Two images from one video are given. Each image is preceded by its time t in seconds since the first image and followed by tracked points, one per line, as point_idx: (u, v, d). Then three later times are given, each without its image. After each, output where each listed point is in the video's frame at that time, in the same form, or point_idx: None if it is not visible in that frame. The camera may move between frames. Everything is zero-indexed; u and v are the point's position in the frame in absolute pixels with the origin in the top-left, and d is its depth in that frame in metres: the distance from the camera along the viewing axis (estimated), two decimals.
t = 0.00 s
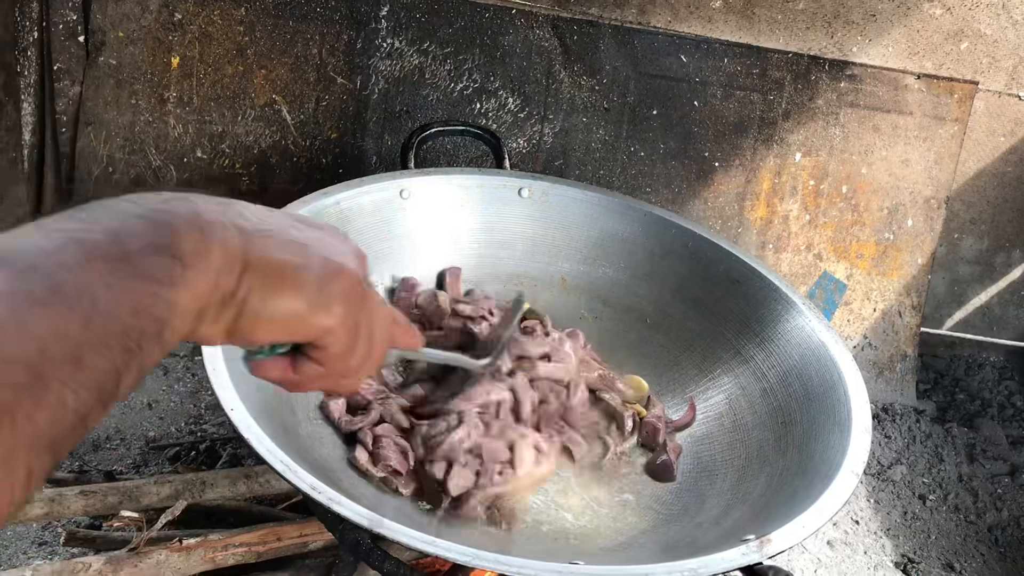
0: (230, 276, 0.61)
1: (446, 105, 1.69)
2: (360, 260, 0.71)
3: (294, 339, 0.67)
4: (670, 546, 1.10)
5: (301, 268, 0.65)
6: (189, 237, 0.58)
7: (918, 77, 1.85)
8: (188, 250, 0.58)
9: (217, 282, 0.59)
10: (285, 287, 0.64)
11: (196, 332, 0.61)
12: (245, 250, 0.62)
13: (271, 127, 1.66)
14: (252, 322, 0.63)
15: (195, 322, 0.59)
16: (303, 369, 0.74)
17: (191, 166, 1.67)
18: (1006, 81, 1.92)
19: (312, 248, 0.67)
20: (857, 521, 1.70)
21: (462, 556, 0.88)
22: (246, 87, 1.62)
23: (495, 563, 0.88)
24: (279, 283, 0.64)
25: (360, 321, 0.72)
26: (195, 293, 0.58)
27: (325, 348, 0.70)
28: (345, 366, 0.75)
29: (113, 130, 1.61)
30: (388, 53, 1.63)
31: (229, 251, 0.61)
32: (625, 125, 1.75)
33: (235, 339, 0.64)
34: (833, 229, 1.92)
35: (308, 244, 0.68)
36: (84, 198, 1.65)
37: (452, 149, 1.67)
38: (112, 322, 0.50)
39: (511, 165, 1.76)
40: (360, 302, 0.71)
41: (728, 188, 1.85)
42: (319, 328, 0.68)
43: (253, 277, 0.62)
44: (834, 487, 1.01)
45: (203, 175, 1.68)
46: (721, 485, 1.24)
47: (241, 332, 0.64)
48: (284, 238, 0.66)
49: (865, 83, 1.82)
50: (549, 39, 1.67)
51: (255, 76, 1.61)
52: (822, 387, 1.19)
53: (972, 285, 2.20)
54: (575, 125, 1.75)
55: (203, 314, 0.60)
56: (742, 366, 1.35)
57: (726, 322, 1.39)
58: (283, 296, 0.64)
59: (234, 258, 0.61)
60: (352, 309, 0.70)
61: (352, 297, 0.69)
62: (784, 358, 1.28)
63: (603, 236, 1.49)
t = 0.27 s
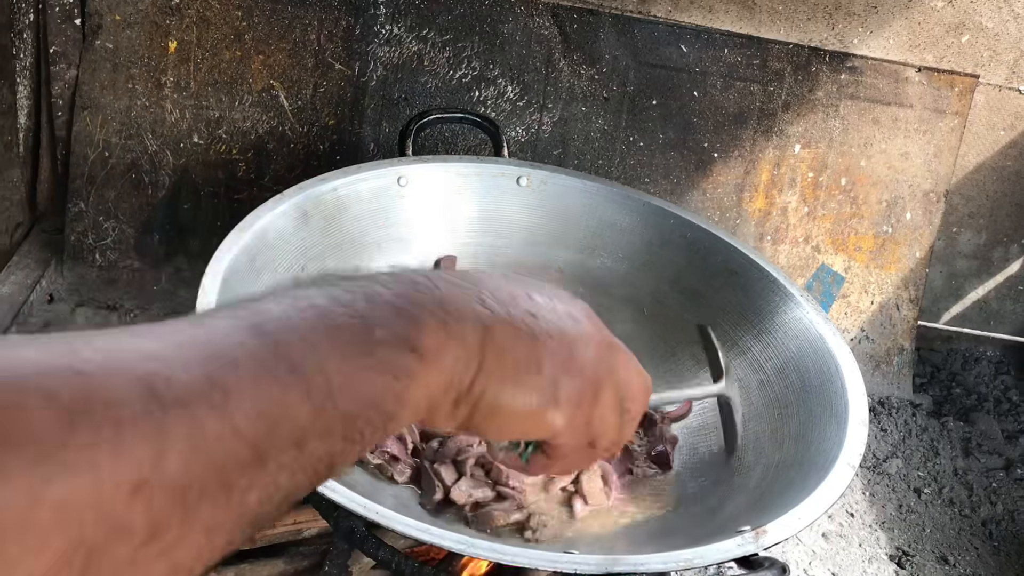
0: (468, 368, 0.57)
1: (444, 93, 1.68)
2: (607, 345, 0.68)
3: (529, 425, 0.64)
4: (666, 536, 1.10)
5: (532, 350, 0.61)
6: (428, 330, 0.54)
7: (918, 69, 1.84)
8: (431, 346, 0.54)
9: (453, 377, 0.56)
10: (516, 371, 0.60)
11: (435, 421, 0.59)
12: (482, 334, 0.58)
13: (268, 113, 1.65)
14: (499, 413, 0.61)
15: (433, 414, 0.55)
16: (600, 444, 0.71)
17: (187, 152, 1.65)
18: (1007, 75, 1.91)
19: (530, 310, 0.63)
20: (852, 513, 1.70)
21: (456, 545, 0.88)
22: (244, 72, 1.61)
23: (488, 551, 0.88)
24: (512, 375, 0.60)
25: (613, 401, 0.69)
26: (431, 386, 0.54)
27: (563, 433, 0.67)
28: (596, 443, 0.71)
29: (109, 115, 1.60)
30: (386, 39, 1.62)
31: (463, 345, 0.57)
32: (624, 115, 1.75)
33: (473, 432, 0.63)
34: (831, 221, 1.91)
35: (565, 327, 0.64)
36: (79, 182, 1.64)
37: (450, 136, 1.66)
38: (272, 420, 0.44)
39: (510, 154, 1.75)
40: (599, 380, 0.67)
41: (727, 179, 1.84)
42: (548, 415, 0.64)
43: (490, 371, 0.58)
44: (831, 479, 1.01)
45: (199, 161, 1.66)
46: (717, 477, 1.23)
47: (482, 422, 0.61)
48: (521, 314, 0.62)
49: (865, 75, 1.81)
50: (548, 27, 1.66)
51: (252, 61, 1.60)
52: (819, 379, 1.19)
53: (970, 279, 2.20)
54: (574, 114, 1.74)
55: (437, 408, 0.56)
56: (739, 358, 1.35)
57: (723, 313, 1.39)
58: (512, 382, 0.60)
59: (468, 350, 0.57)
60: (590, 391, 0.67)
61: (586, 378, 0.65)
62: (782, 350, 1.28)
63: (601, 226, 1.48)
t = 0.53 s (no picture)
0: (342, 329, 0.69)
1: (443, 78, 1.67)
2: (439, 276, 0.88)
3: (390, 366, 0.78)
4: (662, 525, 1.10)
5: (333, 282, 0.72)
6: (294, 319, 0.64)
7: (919, 59, 1.83)
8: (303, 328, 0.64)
9: (338, 337, 0.68)
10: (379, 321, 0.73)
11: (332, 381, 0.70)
12: (335, 297, 0.70)
13: (264, 97, 1.64)
14: (373, 360, 0.73)
15: (287, 379, 0.61)
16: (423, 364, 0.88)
17: (182, 135, 1.64)
18: (1008, 66, 1.90)
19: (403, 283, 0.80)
20: (847, 503, 1.71)
21: (453, 531, 0.88)
22: (240, 55, 1.59)
23: (484, 537, 0.88)
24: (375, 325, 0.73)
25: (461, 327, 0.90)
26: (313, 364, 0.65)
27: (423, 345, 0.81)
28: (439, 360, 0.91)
29: (104, 97, 1.59)
30: (384, 23, 1.61)
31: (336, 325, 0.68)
32: (623, 102, 1.74)
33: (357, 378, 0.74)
34: (830, 211, 1.91)
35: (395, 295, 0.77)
36: (74, 164, 1.63)
37: (448, 122, 1.65)
38: (182, 405, 0.52)
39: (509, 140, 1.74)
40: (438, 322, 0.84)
41: (726, 168, 1.84)
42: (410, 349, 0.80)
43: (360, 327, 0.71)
44: (828, 468, 1.01)
45: (194, 145, 1.65)
46: (714, 465, 1.23)
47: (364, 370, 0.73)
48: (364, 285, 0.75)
49: (865, 65, 1.80)
50: (548, 13, 1.65)
51: (249, 44, 1.59)
52: (817, 369, 1.18)
53: (968, 271, 2.20)
54: (573, 101, 1.73)
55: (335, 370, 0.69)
56: (737, 347, 1.34)
57: (723, 302, 1.38)
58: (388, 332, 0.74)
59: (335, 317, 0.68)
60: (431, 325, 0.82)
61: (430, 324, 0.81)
62: (780, 339, 1.27)
63: (600, 214, 1.47)
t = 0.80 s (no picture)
0: (282, 310, 0.62)
1: (438, 67, 1.67)
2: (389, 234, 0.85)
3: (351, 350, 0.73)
4: (656, 517, 1.11)
5: (299, 271, 0.65)
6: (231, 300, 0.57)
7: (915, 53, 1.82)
8: (238, 307, 0.57)
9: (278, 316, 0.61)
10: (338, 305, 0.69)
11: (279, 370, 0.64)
12: (288, 283, 0.63)
13: (260, 84, 1.63)
14: (328, 342, 0.68)
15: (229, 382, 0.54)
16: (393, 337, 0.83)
17: (177, 122, 1.64)
18: (1003, 60, 1.91)
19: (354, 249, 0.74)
20: (838, 495, 1.72)
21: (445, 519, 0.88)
22: (236, 43, 1.59)
23: (476, 524, 0.89)
24: (329, 306, 0.67)
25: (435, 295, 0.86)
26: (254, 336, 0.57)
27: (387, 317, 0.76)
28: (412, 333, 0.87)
29: (99, 83, 1.58)
30: (381, 12, 1.61)
31: (277, 304, 0.61)
32: (619, 93, 1.74)
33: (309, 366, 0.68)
34: (824, 204, 1.92)
35: (347, 264, 0.72)
36: (69, 150, 1.63)
37: (444, 111, 1.64)
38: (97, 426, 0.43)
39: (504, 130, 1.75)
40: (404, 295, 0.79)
41: (721, 160, 1.84)
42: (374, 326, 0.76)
43: (310, 304, 0.65)
44: (819, 459, 1.02)
45: (189, 133, 1.65)
46: (706, 456, 1.24)
47: (320, 362, 0.69)
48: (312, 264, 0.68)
49: (862, 58, 1.80)
50: (544, 3, 1.65)
51: (245, 32, 1.58)
52: (810, 361, 1.19)
53: (961, 265, 2.21)
54: (569, 92, 1.73)
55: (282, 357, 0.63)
56: (729, 338, 1.35)
57: (716, 293, 1.38)
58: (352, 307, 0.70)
59: (281, 296, 0.62)
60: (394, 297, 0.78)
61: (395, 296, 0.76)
62: (773, 330, 1.28)
63: (595, 205, 1.47)
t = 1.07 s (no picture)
0: (65, 156, 0.56)
1: (436, 58, 1.67)
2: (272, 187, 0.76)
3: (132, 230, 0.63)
4: (651, 510, 1.11)
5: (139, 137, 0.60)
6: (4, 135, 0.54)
7: (913, 47, 1.82)
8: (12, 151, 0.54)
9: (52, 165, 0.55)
10: (131, 165, 0.59)
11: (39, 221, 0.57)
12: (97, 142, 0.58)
13: (257, 74, 1.63)
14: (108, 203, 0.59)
15: None
16: (227, 278, 0.73)
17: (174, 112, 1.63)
18: (1001, 55, 1.91)
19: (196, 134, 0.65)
20: (833, 489, 1.72)
21: (440, 509, 0.88)
22: (233, 33, 1.59)
23: (471, 515, 0.88)
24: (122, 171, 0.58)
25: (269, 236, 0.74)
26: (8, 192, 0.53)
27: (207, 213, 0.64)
28: (257, 267, 0.75)
29: (95, 72, 1.57)
30: (378, 2, 1.60)
31: (58, 140, 0.56)
32: (617, 85, 1.74)
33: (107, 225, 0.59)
34: (821, 198, 1.92)
35: (176, 139, 0.62)
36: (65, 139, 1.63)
37: (441, 102, 1.64)
38: None
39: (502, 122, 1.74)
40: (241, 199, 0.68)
41: (718, 154, 1.84)
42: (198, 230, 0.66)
43: (92, 163, 0.57)
44: (815, 453, 1.01)
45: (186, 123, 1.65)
46: (701, 449, 1.24)
47: (96, 215, 0.59)
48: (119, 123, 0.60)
49: (859, 52, 1.80)
50: None
51: (242, 21, 1.58)
52: (806, 355, 1.18)
53: (957, 260, 2.21)
54: (566, 84, 1.73)
55: (33, 208, 0.55)
56: (726, 331, 1.35)
57: (713, 285, 1.38)
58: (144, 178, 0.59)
59: (68, 128, 0.57)
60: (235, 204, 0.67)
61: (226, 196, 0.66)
62: (769, 323, 1.27)
63: (592, 197, 1.46)
